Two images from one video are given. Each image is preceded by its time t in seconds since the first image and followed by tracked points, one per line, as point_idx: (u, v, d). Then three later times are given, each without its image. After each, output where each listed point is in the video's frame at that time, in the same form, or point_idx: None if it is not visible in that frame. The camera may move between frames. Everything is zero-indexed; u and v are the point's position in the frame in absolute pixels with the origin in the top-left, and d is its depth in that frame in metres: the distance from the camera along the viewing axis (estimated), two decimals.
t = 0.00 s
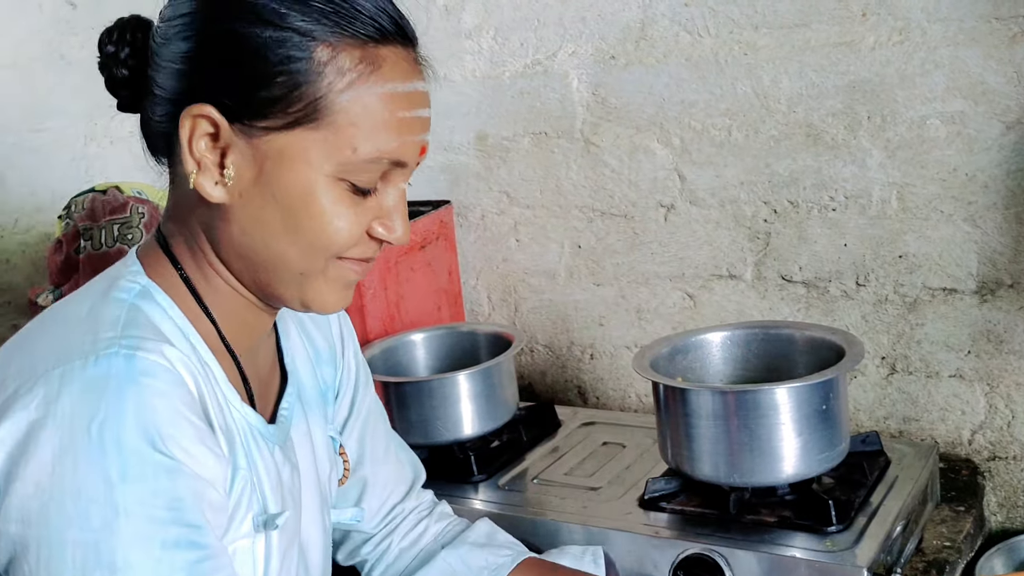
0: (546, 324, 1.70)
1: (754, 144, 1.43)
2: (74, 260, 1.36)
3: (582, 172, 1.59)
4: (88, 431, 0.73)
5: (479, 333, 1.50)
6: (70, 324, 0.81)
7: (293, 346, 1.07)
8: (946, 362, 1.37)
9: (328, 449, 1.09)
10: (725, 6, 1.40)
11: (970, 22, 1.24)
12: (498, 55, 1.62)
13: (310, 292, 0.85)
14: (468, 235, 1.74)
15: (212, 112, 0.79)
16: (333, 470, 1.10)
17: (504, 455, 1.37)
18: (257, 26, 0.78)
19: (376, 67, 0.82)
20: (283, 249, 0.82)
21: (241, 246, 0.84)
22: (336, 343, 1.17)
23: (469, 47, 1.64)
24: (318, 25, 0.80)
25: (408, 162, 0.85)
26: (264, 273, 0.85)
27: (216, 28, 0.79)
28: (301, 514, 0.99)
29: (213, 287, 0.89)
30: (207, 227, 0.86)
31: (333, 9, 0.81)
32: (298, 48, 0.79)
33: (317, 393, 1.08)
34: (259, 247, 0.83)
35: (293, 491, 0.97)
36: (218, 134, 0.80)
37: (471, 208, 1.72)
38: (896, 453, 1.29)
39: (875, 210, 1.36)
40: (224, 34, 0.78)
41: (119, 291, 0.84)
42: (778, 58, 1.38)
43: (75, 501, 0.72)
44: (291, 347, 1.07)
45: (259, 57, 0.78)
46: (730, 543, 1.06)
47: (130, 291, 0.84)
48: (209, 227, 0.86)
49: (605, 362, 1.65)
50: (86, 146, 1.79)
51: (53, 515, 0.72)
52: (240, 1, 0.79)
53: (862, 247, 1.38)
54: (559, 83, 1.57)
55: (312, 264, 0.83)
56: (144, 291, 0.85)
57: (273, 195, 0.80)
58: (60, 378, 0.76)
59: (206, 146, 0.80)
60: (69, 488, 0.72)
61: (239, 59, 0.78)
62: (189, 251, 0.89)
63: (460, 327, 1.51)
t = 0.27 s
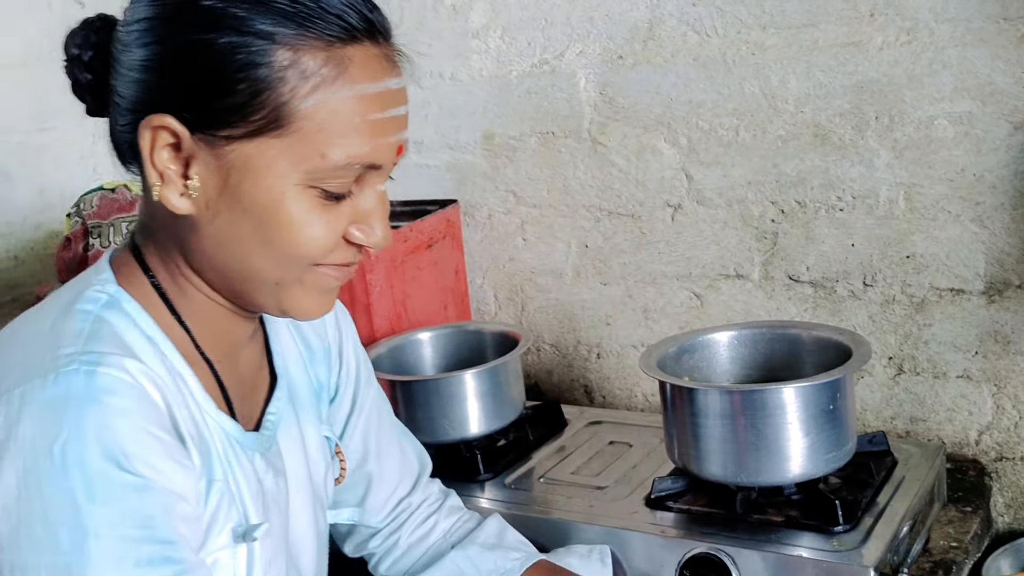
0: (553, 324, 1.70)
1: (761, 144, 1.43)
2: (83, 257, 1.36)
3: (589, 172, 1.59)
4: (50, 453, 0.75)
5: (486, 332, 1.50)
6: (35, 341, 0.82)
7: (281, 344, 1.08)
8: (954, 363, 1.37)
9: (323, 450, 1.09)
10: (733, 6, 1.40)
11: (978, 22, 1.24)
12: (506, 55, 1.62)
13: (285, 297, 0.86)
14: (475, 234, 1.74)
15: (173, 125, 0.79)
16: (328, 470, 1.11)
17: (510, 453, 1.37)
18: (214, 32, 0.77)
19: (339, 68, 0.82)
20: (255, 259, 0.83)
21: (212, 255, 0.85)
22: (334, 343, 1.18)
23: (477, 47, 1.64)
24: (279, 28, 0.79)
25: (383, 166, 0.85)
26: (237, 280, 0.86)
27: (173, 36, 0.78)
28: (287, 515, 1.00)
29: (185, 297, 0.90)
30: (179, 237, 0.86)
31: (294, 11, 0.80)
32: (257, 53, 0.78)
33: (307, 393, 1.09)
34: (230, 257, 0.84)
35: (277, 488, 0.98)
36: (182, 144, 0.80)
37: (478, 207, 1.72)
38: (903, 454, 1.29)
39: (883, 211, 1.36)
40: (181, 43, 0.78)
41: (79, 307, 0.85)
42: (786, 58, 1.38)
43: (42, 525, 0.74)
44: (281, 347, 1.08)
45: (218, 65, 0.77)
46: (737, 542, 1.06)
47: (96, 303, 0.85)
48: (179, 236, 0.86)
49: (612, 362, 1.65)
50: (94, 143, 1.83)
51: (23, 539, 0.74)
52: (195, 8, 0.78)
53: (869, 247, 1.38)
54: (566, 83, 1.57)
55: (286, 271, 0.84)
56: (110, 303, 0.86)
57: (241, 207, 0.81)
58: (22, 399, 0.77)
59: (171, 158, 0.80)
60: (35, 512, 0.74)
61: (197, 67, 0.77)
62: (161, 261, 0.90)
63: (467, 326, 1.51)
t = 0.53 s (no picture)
0: (553, 323, 1.70)
1: (762, 144, 1.43)
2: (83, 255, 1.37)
3: (591, 171, 1.59)
4: None
5: (486, 331, 1.50)
6: None
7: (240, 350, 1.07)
8: (954, 363, 1.37)
9: (291, 461, 1.08)
10: (734, 6, 1.40)
11: (980, 23, 1.23)
12: (507, 54, 1.62)
13: (228, 313, 0.86)
14: (476, 233, 1.74)
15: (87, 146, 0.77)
16: (299, 480, 1.09)
17: (509, 452, 1.37)
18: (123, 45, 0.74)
19: (261, 73, 0.79)
20: (191, 278, 0.82)
21: (142, 274, 0.83)
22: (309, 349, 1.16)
23: (478, 46, 1.64)
24: (194, 33, 0.76)
25: (319, 171, 0.83)
26: (173, 297, 0.84)
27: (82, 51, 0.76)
28: (240, 532, 0.97)
29: (118, 319, 0.89)
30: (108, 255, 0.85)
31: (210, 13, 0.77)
32: (172, 62, 0.75)
33: (274, 400, 1.08)
34: (163, 277, 0.82)
35: (225, 505, 0.95)
36: (98, 163, 0.78)
37: (479, 206, 1.72)
38: (903, 454, 1.29)
39: (883, 211, 1.36)
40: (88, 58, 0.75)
41: None
42: (787, 58, 1.38)
43: None
44: (242, 355, 1.07)
45: (129, 80, 0.75)
46: (736, 542, 1.06)
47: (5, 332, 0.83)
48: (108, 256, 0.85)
49: (612, 361, 1.65)
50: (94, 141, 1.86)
51: None
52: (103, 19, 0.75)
53: (870, 247, 1.38)
54: (567, 82, 1.57)
55: (227, 287, 0.83)
56: (21, 331, 0.83)
57: (168, 226, 0.79)
58: None
59: (88, 179, 0.78)
60: None
61: (109, 82, 0.75)
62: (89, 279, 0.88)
63: (466, 325, 1.51)
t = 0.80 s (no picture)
0: (561, 323, 1.70)
1: (771, 145, 1.43)
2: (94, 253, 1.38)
3: (599, 172, 1.59)
4: None
5: (494, 331, 1.50)
6: None
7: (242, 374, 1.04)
8: (962, 365, 1.37)
9: (291, 492, 1.05)
10: (743, 7, 1.40)
11: (988, 24, 1.24)
12: (516, 55, 1.62)
13: (215, 346, 0.83)
14: (483, 233, 1.74)
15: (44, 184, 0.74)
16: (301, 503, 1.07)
17: (517, 452, 1.37)
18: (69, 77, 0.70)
19: (219, 95, 0.75)
20: (171, 314, 0.79)
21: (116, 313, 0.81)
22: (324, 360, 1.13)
23: (486, 47, 1.64)
24: (143, 57, 0.72)
25: (291, 194, 0.80)
26: (152, 334, 0.82)
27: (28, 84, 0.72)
28: (228, 574, 0.94)
29: (102, 354, 0.86)
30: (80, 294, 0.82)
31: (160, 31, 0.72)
32: (122, 91, 0.71)
33: (274, 424, 1.06)
34: (140, 313, 0.80)
35: (209, 545, 0.92)
36: (58, 203, 0.75)
37: (487, 206, 1.72)
38: (910, 455, 1.29)
39: (892, 212, 1.36)
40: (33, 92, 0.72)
41: None
42: (795, 59, 1.38)
43: None
44: (242, 376, 1.04)
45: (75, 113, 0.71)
46: (745, 544, 1.06)
47: None
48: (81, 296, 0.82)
49: (620, 362, 1.65)
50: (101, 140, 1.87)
51: None
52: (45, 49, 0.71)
53: (879, 248, 1.38)
54: (576, 83, 1.57)
55: (210, 321, 0.80)
56: None
57: (137, 267, 0.76)
58: None
59: (47, 219, 0.76)
60: None
61: (57, 117, 0.72)
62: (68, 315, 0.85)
63: (475, 325, 1.51)
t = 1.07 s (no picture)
0: (583, 325, 1.70)
1: (795, 148, 1.43)
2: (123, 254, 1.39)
3: (622, 174, 1.59)
4: None
5: (517, 333, 1.51)
6: None
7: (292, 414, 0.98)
8: (986, 368, 1.37)
9: (348, 526, 0.98)
10: (767, 10, 1.40)
11: (1014, 27, 1.23)
12: (539, 58, 1.63)
13: (281, 406, 0.81)
14: (506, 235, 1.75)
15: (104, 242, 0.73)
16: (359, 535, 1.01)
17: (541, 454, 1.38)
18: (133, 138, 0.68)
19: (288, 154, 0.72)
20: (234, 373, 0.77)
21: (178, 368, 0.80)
22: (395, 379, 1.03)
23: (510, 50, 1.65)
24: (211, 118, 0.69)
25: (368, 252, 0.76)
26: (218, 390, 0.80)
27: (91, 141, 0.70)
28: None
29: (160, 403, 0.84)
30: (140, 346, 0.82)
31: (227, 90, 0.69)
32: (186, 153, 0.69)
33: (336, 454, 1.00)
34: (203, 370, 0.79)
35: None
36: (118, 261, 0.74)
37: (510, 208, 1.73)
38: (934, 458, 1.28)
39: (916, 215, 1.36)
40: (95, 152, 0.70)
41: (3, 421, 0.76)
42: (820, 62, 1.38)
43: None
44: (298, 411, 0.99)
45: (137, 178, 0.69)
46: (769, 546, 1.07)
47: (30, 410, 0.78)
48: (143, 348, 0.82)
49: (642, 364, 1.65)
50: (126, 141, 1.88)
51: None
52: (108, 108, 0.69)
53: (903, 251, 1.38)
54: (599, 85, 1.58)
55: (275, 382, 0.78)
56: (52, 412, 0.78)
57: (202, 326, 0.75)
58: None
59: (106, 276, 0.75)
60: None
61: (120, 180, 0.70)
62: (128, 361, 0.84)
63: (499, 327, 1.52)
